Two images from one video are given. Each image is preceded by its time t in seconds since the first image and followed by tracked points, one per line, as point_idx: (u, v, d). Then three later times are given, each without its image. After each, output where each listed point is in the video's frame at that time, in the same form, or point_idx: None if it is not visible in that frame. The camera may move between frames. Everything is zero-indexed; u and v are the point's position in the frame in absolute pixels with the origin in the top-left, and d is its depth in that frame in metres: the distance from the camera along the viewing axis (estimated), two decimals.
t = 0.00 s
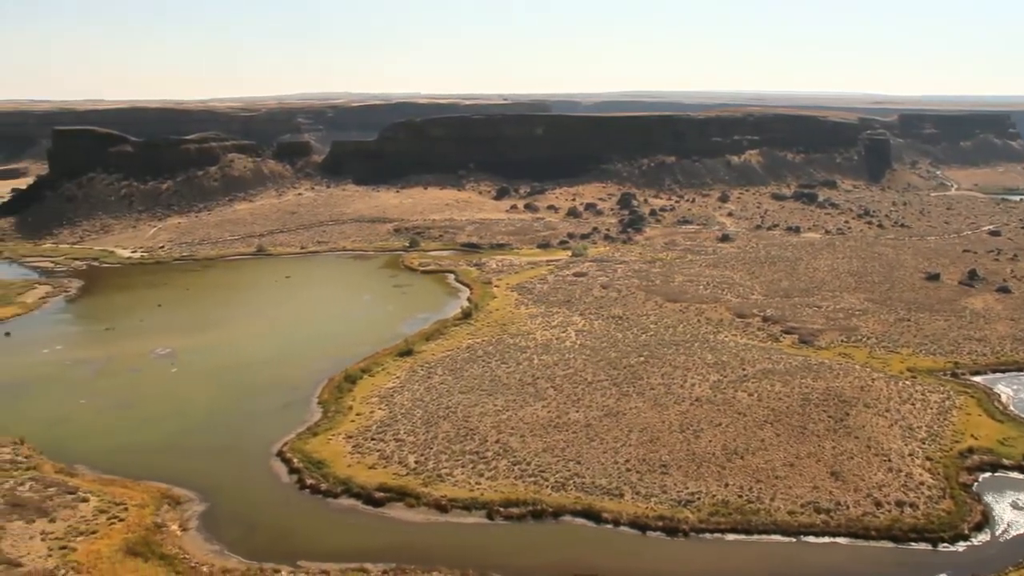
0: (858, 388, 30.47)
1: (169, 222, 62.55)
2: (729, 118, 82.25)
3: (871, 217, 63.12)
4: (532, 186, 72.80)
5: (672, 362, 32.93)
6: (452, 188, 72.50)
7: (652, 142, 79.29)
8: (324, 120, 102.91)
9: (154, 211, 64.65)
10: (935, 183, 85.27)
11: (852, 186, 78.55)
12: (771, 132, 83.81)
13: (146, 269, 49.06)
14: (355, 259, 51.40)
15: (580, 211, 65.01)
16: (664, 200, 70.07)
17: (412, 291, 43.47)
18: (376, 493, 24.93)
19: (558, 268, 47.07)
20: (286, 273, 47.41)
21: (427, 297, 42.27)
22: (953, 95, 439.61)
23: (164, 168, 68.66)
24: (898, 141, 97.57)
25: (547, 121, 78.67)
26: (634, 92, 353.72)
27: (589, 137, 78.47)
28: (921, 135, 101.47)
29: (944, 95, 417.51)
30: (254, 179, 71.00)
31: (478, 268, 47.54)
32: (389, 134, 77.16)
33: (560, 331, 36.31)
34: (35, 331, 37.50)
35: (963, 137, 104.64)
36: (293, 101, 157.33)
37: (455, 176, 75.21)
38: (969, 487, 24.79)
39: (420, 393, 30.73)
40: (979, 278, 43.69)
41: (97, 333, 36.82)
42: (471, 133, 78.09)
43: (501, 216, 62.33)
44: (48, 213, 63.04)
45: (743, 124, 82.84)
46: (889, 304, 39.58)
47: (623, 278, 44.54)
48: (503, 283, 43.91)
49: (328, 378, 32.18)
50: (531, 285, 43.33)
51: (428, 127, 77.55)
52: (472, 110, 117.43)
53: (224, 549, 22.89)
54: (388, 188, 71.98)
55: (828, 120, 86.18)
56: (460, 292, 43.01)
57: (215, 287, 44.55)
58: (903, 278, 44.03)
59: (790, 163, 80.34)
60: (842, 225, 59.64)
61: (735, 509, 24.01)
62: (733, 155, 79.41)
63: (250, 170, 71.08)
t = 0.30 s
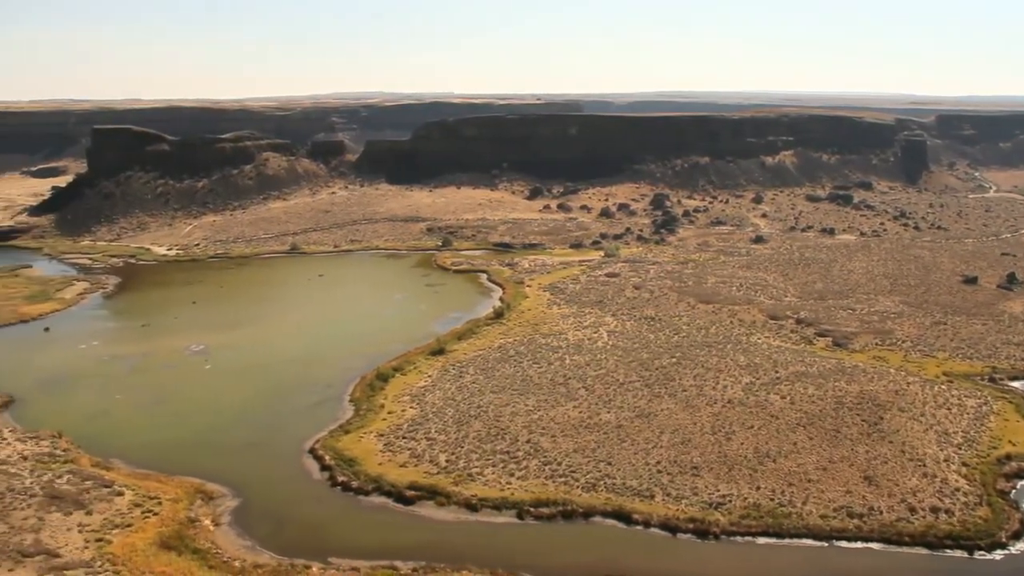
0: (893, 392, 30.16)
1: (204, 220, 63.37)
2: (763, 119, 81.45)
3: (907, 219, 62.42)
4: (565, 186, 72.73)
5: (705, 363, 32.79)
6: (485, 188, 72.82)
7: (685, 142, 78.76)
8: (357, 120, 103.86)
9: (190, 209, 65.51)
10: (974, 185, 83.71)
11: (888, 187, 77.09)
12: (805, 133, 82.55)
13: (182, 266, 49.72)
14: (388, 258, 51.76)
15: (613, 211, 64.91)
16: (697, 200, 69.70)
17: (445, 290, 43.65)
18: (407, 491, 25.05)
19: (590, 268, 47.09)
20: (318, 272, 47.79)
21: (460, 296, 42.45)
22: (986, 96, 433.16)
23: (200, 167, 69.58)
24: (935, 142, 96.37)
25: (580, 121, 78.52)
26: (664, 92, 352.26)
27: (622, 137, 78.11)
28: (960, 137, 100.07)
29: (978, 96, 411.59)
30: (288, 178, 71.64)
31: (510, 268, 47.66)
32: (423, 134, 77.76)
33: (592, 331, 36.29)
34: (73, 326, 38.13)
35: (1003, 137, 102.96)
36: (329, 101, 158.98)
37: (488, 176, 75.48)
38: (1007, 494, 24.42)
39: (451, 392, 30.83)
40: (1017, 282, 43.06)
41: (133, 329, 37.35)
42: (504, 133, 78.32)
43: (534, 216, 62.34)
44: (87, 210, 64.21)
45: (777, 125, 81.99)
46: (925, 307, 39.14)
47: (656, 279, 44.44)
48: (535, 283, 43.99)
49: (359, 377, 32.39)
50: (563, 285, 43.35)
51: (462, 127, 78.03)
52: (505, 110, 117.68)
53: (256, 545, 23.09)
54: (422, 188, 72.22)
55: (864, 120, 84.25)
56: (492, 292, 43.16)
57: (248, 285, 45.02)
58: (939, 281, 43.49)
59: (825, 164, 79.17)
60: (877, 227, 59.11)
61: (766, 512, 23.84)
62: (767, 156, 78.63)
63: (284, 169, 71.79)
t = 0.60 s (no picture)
0: (930, 396, 29.78)
1: (241, 218, 64.14)
2: (799, 120, 80.90)
3: (946, 222, 61.57)
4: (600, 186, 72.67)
5: (739, 365, 32.60)
6: (520, 188, 73.00)
7: (721, 143, 78.14)
8: (393, 119, 104.70)
9: (227, 208, 66.33)
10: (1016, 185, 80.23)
11: (926, 189, 75.35)
12: (843, 134, 81.69)
13: (218, 264, 50.36)
14: (422, 257, 52.07)
15: (648, 211, 64.75)
16: (733, 202, 69.26)
17: (479, 290, 43.78)
18: (439, 489, 25.13)
19: (625, 268, 47.04)
20: (352, 271, 48.16)
21: (494, 295, 42.55)
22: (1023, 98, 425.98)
23: (237, 166, 70.38)
24: (976, 143, 94.83)
25: (615, 121, 78.36)
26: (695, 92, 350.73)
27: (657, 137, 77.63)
28: (1001, 138, 98.32)
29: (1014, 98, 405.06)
30: (324, 177, 72.16)
31: (544, 268, 47.72)
32: (458, 133, 78.21)
33: (627, 332, 36.19)
34: (111, 322, 38.72)
35: None
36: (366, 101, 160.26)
37: (523, 176, 75.66)
38: None
39: (484, 391, 30.91)
40: None
41: (170, 326, 37.83)
42: (540, 134, 78.43)
43: (569, 216, 62.40)
44: (127, 209, 65.42)
45: (813, 126, 81.29)
46: (964, 311, 38.61)
47: (690, 280, 44.24)
48: (569, 283, 44.03)
49: (393, 375, 32.57)
50: (597, 285, 43.30)
51: (497, 126, 78.41)
52: (540, 110, 117.73)
53: (288, 541, 23.27)
54: (456, 188, 72.36)
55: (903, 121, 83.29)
56: (526, 292, 43.23)
57: (282, 282, 45.47)
58: (979, 285, 42.84)
59: (863, 166, 78.14)
60: (916, 230, 58.43)
61: (800, 516, 23.62)
62: (804, 157, 77.78)
63: (320, 168, 72.39)
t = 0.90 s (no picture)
0: (967, 402, 29.39)
1: (275, 217, 64.85)
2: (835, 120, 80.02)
3: (984, 224, 60.69)
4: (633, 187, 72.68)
5: (773, 368, 32.40)
6: (553, 188, 73.20)
7: (756, 144, 77.27)
8: (428, 119, 105.39)
9: (262, 206, 67.12)
10: None
11: (965, 190, 74.13)
12: (880, 136, 80.59)
13: (252, 262, 50.92)
14: (456, 256, 52.25)
15: (682, 212, 64.59)
16: (767, 203, 68.81)
17: (512, 290, 43.83)
18: (470, 488, 25.18)
19: (659, 269, 46.94)
20: (383, 270, 48.43)
21: (528, 295, 42.59)
22: None
23: (272, 165, 71.04)
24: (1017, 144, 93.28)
25: (649, 121, 78.12)
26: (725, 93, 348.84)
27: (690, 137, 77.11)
28: None
29: None
30: (358, 176, 72.59)
31: (578, 268, 47.75)
32: (492, 133, 78.71)
33: (659, 333, 36.11)
34: (146, 318, 39.26)
35: None
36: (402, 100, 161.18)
37: (556, 175, 75.83)
38: None
39: (516, 391, 30.95)
40: None
41: (205, 322, 38.28)
42: (574, 134, 78.65)
43: (603, 216, 62.45)
44: (164, 206, 66.66)
45: (849, 127, 80.26)
46: (1004, 315, 38.00)
47: (723, 281, 43.97)
48: (602, 284, 44.03)
49: (425, 374, 32.72)
50: (630, 286, 43.21)
51: (531, 126, 78.83)
52: (573, 110, 117.72)
53: (320, 538, 23.42)
54: (489, 187, 72.45)
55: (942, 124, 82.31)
56: (559, 292, 43.22)
57: (313, 281, 45.84)
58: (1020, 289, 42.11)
59: (900, 167, 77.01)
60: (953, 232, 57.69)
61: (833, 520, 23.41)
62: (840, 158, 76.51)
63: (354, 167, 72.82)
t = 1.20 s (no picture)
0: (1005, 407, 28.96)
1: (309, 215, 65.50)
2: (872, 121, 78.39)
3: None
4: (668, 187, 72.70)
5: (807, 370, 32.18)
6: (588, 188, 73.47)
7: (792, 143, 76.45)
8: (462, 119, 106.09)
9: (297, 205, 67.83)
10: None
11: (1005, 194, 70.80)
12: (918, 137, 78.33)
13: (286, 260, 51.42)
14: (490, 256, 52.42)
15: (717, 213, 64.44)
16: (803, 204, 68.39)
17: (545, 290, 43.86)
18: (501, 488, 25.19)
19: (693, 270, 46.81)
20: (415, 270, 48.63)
21: (561, 296, 42.60)
22: None
23: (308, 164, 71.84)
24: None
25: (684, 121, 77.88)
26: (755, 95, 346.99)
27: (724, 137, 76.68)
28: None
29: None
30: (393, 175, 72.85)
31: (611, 268, 47.77)
32: (526, 133, 79.14)
33: (693, 334, 36.01)
34: (181, 315, 39.74)
35: None
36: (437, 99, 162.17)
37: (591, 175, 76.02)
38: None
39: (548, 391, 30.96)
40: None
41: (239, 320, 38.70)
42: (609, 134, 78.64)
43: (637, 217, 62.49)
44: (201, 204, 67.85)
45: (887, 127, 78.45)
46: None
47: (757, 283, 43.73)
48: (636, 284, 44.02)
49: (458, 373, 32.84)
50: (664, 287, 43.10)
51: (564, 126, 79.13)
52: (608, 110, 117.79)
53: (351, 535, 23.53)
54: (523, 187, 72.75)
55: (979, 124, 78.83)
56: (592, 292, 43.18)
57: (344, 280, 46.15)
58: None
59: (937, 169, 74.75)
60: (993, 235, 56.89)
61: (866, 525, 23.17)
62: (876, 159, 74.99)
63: (388, 166, 73.14)
